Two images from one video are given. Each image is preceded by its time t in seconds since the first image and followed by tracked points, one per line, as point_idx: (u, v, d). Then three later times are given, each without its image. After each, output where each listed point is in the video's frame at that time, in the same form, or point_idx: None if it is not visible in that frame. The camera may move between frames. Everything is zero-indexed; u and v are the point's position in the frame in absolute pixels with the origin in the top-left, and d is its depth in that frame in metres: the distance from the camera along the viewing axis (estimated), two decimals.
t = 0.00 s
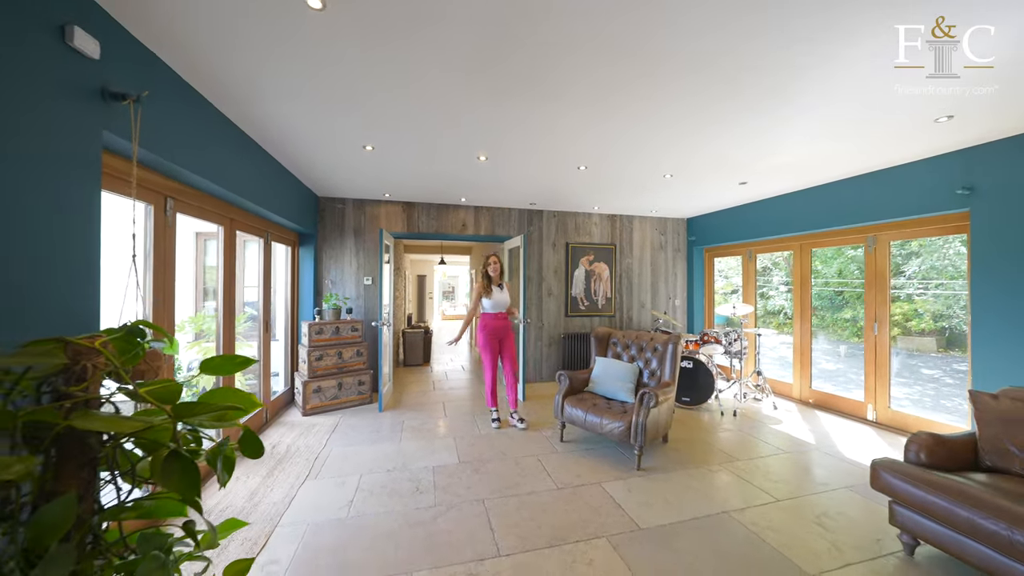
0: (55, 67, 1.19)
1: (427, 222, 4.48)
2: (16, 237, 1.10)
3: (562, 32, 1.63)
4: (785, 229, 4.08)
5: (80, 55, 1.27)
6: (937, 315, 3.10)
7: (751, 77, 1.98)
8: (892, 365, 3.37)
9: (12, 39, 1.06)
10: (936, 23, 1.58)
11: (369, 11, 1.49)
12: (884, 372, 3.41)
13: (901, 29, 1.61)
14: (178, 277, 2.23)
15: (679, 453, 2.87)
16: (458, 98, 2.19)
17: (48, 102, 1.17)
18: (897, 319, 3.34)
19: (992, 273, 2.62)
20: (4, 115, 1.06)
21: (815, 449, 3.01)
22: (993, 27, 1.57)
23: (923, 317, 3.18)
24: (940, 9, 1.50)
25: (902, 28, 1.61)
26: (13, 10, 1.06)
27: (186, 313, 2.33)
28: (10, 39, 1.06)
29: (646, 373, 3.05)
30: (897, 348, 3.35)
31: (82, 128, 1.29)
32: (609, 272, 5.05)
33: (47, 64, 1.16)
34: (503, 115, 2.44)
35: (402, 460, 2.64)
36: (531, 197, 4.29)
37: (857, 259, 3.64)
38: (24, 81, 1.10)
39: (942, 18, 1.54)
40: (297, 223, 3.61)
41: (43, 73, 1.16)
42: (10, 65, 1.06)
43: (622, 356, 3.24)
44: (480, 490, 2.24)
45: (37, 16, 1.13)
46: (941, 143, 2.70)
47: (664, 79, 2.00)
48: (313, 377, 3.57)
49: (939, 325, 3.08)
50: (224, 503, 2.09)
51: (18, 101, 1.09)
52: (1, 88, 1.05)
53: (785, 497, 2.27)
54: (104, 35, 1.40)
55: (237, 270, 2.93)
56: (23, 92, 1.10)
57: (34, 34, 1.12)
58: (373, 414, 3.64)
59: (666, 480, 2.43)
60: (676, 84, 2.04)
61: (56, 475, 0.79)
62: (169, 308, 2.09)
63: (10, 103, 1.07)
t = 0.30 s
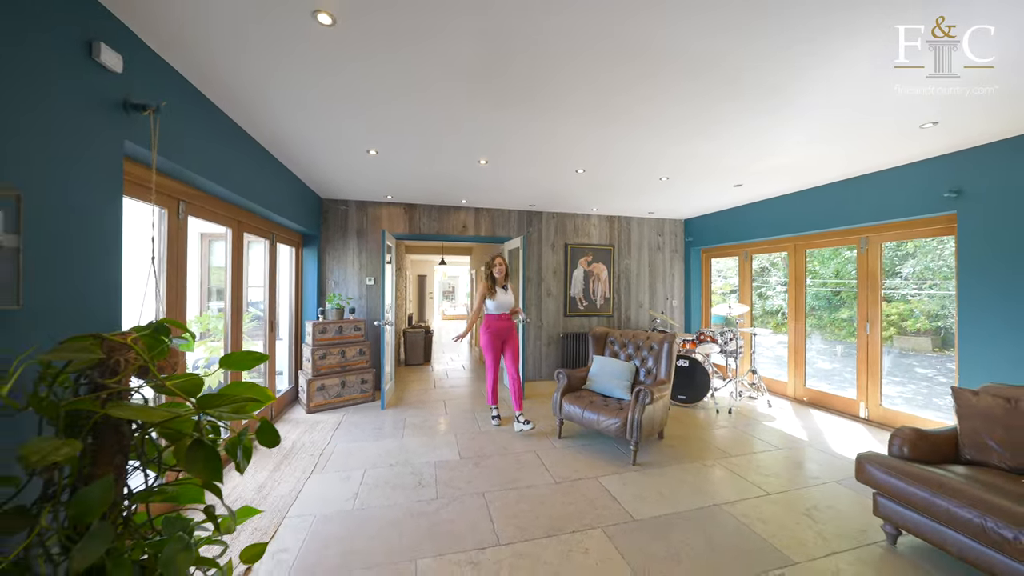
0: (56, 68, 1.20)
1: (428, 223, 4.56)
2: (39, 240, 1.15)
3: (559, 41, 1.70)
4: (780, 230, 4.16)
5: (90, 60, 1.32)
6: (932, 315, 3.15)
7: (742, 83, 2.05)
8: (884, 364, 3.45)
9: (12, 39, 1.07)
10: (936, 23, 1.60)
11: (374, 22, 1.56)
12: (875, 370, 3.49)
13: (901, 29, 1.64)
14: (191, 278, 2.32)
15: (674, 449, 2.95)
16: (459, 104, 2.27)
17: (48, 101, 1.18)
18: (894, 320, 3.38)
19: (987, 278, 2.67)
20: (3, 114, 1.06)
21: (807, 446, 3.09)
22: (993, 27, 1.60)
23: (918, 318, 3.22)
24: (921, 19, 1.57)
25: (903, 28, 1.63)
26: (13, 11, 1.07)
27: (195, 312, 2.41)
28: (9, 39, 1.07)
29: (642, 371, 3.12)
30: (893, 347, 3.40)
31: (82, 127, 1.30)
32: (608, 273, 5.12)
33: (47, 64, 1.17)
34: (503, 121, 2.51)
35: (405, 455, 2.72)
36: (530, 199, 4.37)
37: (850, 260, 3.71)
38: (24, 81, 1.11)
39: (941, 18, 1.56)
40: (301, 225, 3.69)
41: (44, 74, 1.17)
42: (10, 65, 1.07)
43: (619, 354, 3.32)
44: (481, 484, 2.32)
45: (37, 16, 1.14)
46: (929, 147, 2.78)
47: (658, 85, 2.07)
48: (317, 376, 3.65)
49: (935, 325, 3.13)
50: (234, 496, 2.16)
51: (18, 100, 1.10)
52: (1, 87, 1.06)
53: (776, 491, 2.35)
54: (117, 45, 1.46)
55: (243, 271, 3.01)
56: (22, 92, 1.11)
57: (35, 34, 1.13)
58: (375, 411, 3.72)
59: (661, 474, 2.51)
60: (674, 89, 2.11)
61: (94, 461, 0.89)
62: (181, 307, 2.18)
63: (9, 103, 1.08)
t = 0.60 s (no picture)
0: (59, 69, 1.23)
1: (429, 225, 4.64)
2: (69, 243, 1.25)
3: (551, 50, 1.79)
4: (774, 231, 4.24)
5: (91, 62, 1.33)
6: (927, 315, 3.18)
7: (729, 91, 2.13)
8: (875, 362, 3.52)
9: (12, 39, 1.08)
10: (936, 23, 1.59)
11: (376, 33, 1.64)
12: (866, 368, 3.57)
13: (901, 29, 1.62)
14: (200, 278, 2.42)
15: (669, 445, 3.03)
16: (458, 110, 2.36)
17: (49, 102, 1.19)
18: (890, 319, 3.41)
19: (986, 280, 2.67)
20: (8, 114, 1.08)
21: (798, 442, 3.17)
22: (992, 27, 1.59)
23: (914, 317, 3.25)
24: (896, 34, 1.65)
25: (902, 28, 1.62)
26: (13, 11, 1.08)
27: (203, 312, 2.48)
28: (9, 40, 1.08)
29: (637, 369, 3.20)
30: (891, 346, 3.42)
31: (82, 128, 1.31)
32: (605, 273, 5.20)
33: (47, 64, 1.19)
34: (501, 126, 2.60)
35: (406, 451, 2.79)
36: (528, 200, 4.44)
37: (843, 260, 3.78)
38: (24, 81, 1.13)
39: (942, 18, 1.55)
40: (305, 226, 3.77)
41: (47, 76, 1.19)
42: (10, 65, 1.08)
43: (615, 353, 3.40)
44: (480, 478, 2.39)
45: (37, 16, 1.15)
46: (914, 152, 2.87)
47: (651, 91, 2.15)
48: (321, 374, 3.73)
49: (930, 325, 3.16)
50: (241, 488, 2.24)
51: (21, 101, 1.12)
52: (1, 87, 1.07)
53: (765, 484, 2.43)
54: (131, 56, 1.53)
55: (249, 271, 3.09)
56: (26, 93, 1.13)
57: (34, 34, 1.15)
58: (377, 409, 3.80)
59: (655, 468, 2.59)
60: (675, 88, 2.10)
61: (123, 445, 0.98)
62: (191, 305, 2.27)
63: (11, 104, 1.09)
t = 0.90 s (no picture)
0: (64, 70, 1.24)
1: (429, 226, 4.72)
2: (90, 248, 1.33)
3: (542, 61, 1.88)
4: (767, 233, 4.32)
5: (103, 73, 1.39)
6: (922, 315, 3.22)
7: (717, 98, 2.21)
8: (865, 360, 3.61)
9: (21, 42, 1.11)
10: (936, 23, 1.59)
11: (376, 47, 1.72)
12: (857, 367, 3.65)
13: (901, 29, 1.62)
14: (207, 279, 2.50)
15: (662, 441, 3.11)
16: (457, 116, 2.44)
17: (44, 95, 1.18)
18: (887, 319, 3.45)
19: (972, 280, 2.74)
20: (17, 114, 1.10)
21: (789, 438, 3.25)
22: (991, 27, 1.59)
23: (910, 317, 3.29)
24: (878, 44, 1.72)
25: (903, 28, 1.61)
26: (20, 8, 1.10)
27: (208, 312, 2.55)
28: (17, 38, 1.10)
29: (632, 367, 3.28)
30: (886, 345, 3.46)
31: (92, 132, 1.35)
32: (602, 273, 5.28)
33: (52, 65, 1.20)
34: (498, 131, 2.68)
35: (406, 447, 2.88)
36: (526, 202, 4.51)
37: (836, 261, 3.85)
38: (25, 80, 1.12)
39: (942, 18, 1.55)
40: (307, 228, 3.85)
41: (57, 77, 1.22)
42: (20, 67, 1.11)
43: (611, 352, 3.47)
44: (478, 472, 2.47)
45: (42, 18, 1.17)
46: (902, 155, 2.94)
47: (644, 95, 2.20)
48: (323, 372, 3.81)
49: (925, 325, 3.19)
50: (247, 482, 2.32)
51: (30, 102, 1.14)
52: (16, 95, 1.10)
53: (755, 478, 2.50)
54: (139, 63, 1.57)
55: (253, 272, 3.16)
56: (37, 93, 1.16)
57: (39, 34, 1.16)
58: (377, 407, 3.88)
59: (648, 463, 2.66)
60: (669, 92, 2.15)
61: (144, 436, 1.06)
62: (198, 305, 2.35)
63: (25, 111, 1.13)
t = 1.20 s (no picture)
0: (65, 71, 1.26)
1: (427, 227, 4.80)
2: (102, 251, 1.41)
3: (535, 70, 1.93)
4: (760, 233, 4.39)
5: (115, 85, 1.47)
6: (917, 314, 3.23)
7: (704, 104, 2.28)
8: (854, 359, 3.68)
9: (32, 48, 1.16)
10: (935, 23, 1.60)
11: (373, 58, 1.79)
12: (847, 365, 3.72)
13: (900, 29, 1.63)
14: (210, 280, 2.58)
15: (654, 438, 3.18)
16: (453, 122, 2.51)
17: (56, 99, 1.23)
18: (883, 319, 3.45)
19: (955, 278, 2.81)
20: (22, 114, 1.13)
21: (779, 435, 3.32)
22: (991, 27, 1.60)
23: (904, 316, 3.30)
24: (879, 44, 1.72)
25: (902, 28, 1.62)
26: (23, 8, 1.12)
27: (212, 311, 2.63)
28: (16, 38, 1.11)
29: (626, 366, 3.35)
30: (880, 344, 3.48)
31: (99, 137, 1.40)
32: (599, 274, 5.35)
33: (60, 71, 1.25)
34: (494, 135, 2.76)
35: (404, 443, 2.95)
36: (523, 203, 4.58)
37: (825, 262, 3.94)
38: (35, 85, 1.17)
39: (942, 18, 1.56)
40: (308, 229, 3.93)
41: (59, 80, 1.25)
42: (32, 75, 1.16)
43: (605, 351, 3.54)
44: (473, 467, 2.54)
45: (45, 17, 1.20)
46: (889, 158, 3.02)
47: (635, 101, 2.26)
48: (323, 370, 3.88)
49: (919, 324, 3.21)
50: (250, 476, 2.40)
51: (31, 102, 1.16)
52: (36, 107, 1.18)
53: (743, 474, 2.58)
54: (138, 68, 1.59)
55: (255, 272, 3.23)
56: (38, 93, 1.18)
57: (44, 37, 1.19)
58: (377, 404, 3.96)
59: (640, 459, 2.74)
60: (659, 98, 2.21)
61: (155, 427, 1.14)
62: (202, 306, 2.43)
63: (44, 121, 1.20)
